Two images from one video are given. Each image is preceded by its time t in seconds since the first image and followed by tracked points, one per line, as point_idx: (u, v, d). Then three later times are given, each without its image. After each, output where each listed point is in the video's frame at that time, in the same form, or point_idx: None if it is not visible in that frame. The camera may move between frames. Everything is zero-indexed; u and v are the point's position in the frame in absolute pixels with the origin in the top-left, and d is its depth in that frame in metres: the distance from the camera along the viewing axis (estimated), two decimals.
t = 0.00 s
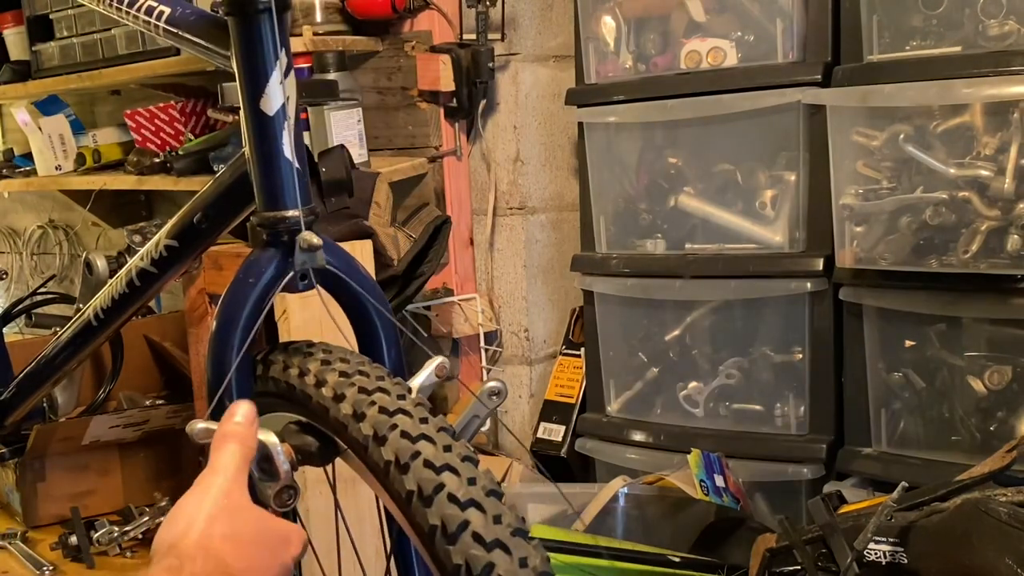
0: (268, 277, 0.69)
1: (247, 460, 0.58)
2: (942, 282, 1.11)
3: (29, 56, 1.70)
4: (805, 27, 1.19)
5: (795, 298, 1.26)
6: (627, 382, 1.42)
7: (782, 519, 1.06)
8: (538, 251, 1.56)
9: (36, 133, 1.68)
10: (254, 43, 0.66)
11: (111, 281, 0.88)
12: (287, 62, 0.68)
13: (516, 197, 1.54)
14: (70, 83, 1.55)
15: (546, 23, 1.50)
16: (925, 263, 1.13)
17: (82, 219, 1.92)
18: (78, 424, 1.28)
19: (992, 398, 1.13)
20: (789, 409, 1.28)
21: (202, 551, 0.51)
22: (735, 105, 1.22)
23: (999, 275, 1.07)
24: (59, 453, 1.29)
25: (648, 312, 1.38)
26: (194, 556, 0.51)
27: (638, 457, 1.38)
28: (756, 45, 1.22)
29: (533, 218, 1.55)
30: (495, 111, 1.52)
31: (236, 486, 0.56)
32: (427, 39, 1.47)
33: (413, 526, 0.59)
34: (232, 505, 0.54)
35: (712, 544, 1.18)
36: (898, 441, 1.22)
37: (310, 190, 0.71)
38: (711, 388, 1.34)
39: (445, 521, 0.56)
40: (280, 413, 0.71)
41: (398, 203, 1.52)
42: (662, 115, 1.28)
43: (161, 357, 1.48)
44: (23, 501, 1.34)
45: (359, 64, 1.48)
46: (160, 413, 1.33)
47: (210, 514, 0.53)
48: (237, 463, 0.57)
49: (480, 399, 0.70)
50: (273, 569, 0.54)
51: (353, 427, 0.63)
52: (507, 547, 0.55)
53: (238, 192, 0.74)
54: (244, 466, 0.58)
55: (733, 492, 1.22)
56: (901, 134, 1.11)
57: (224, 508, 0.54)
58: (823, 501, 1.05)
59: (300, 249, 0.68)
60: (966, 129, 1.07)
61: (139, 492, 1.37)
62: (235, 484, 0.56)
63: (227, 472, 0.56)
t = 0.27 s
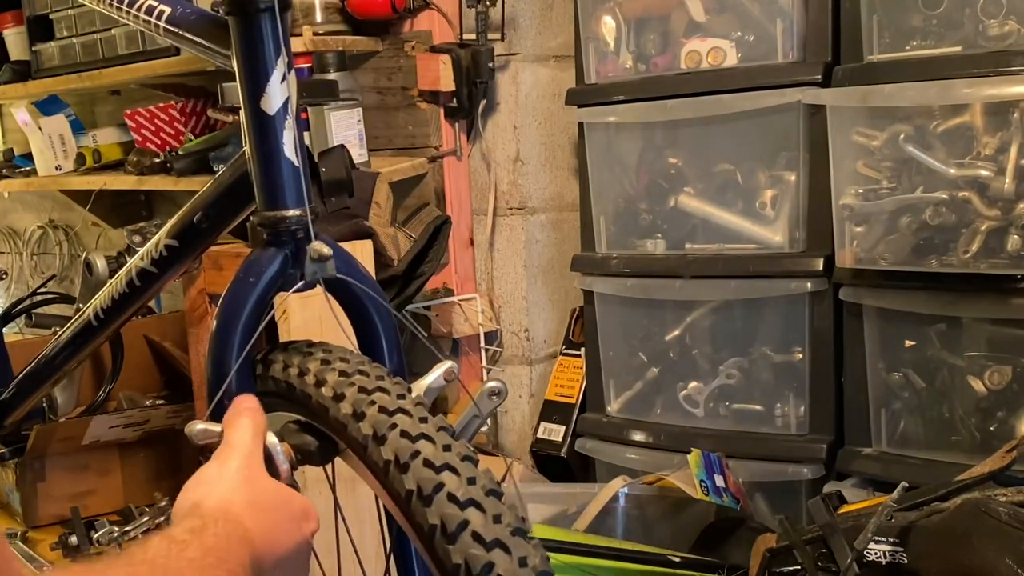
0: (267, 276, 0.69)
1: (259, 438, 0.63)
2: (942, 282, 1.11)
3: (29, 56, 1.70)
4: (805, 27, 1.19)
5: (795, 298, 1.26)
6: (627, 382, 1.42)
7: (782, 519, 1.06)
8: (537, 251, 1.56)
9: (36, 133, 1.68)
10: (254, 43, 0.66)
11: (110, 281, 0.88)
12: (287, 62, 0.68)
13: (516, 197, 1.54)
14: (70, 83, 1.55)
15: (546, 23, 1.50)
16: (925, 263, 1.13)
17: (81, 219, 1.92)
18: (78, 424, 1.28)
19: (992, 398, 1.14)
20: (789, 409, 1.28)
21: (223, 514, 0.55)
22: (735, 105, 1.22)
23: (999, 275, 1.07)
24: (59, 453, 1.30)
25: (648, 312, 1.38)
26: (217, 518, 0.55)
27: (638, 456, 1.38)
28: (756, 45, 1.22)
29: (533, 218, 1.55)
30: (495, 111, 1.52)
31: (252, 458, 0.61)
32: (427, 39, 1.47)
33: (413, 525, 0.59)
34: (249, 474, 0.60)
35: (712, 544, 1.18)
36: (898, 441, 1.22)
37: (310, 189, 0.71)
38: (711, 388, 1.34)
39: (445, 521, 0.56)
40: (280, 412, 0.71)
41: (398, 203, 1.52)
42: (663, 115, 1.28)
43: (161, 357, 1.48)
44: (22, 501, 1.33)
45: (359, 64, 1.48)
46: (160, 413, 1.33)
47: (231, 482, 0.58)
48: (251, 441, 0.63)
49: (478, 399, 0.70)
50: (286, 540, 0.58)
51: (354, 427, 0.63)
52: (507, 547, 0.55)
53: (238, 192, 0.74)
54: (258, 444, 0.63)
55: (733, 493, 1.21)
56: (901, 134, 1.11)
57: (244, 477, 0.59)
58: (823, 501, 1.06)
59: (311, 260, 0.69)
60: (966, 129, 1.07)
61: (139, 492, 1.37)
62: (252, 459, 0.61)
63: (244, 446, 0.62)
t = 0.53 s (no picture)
0: (269, 276, 0.69)
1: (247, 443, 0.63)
2: (942, 282, 1.11)
3: (29, 56, 1.70)
4: (804, 27, 1.19)
5: (795, 298, 1.26)
6: (627, 382, 1.42)
7: (782, 519, 1.06)
8: (538, 251, 1.56)
9: (36, 133, 1.68)
10: (255, 43, 0.66)
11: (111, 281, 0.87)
12: (288, 62, 0.68)
13: (516, 197, 1.54)
14: (70, 83, 1.55)
15: (546, 23, 1.50)
16: (925, 262, 1.13)
17: (81, 219, 1.92)
18: (78, 424, 1.28)
19: (992, 398, 1.13)
20: (789, 409, 1.28)
21: (209, 526, 0.55)
22: (735, 105, 1.22)
23: (999, 275, 1.07)
24: (59, 453, 1.30)
25: (648, 312, 1.38)
26: (201, 530, 0.54)
27: (638, 456, 1.38)
28: (756, 45, 1.22)
29: (533, 218, 1.55)
30: (495, 111, 1.52)
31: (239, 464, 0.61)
32: (427, 39, 1.47)
33: (416, 526, 0.59)
34: (236, 480, 0.59)
35: (712, 544, 1.18)
36: (898, 441, 1.22)
37: (311, 189, 0.71)
38: (711, 388, 1.33)
39: (450, 521, 0.56)
40: (281, 413, 0.71)
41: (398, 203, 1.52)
42: (663, 115, 1.28)
43: (161, 357, 1.48)
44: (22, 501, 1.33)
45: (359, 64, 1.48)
46: (160, 414, 1.33)
47: (218, 490, 0.58)
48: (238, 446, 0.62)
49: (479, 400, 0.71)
50: (278, 545, 0.58)
51: (357, 427, 0.63)
52: (512, 547, 0.55)
53: (239, 192, 0.74)
54: (246, 449, 0.62)
55: (733, 492, 1.21)
56: (901, 134, 1.11)
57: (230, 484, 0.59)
58: (823, 501, 1.05)
59: (290, 265, 0.68)
60: (966, 129, 1.07)
61: (139, 492, 1.37)
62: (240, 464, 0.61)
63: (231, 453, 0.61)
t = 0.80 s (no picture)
0: (267, 276, 0.69)
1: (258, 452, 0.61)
2: (942, 282, 1.11)
3: (29, 56, 1.70)
4: (805, 27, 1.19)
5: (795, 298, 1.26)
6: (627, 382, 1.42)
7: (782, 519, 1.06)
8: (537, 251, 1.56)
9: (36, 133, 1.68)
10: (253, 43, 0.66)
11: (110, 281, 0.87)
12: (286, 62, 0.68)
13: (516, 197, 1.54)
14: (70, 83, 1.54)
15: (546, 23, 1.50)
16: (925, 263, 1.13)
17: (81, 219, 1.92)
18: (78, 424, 1.28)
19: (992, 398, 1.14)
20: (789, 409, 1.28)
21: (214, 537, 0.54)
22: (735, 105, 1.22)
23: (999, 275, 1.07)
24: (59, 453, 1.30)
25: (648, 313, 1.38)
26: (206, 541, 0.53)
27: (638, 456, 1.38)
28: (756, 45, 1.22)
29: (533, 218, 1.55)
30: (495, 111, 1.52)
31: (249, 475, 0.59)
32: (427, 39, 1.47)
33: (415, 527, 0.58)
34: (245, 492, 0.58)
35: (712, 544, 1.18)
36: (898, 441, 1.22)
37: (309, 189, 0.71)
38: (711, 388, 1.33)
39: (449, 522, 0.56)
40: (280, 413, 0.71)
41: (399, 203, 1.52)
42: (663, 115, 1.28)
43: (161, 356, 1.48)
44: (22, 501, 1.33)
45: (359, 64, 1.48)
46: (160, 414, 1.33)
47: (225, 500, 0.57)
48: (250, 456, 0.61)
49: (478, 400, 0.71)
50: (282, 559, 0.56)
51: (356, 428, 0.63)
52: (511, 548, 0.55)
53: (238, 192, 0.74)
54: (257, 459, 0.61)
55: (733, 492, 1.21)
56: (901, 134, 1.11)
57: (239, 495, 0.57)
58: (823, 501, 1.05)
59: (312, 261, 0.69)
60: (966, 129, 1.07)
61: (139, 492, 1.37)
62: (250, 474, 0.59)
63: (241, 463, 0.60)
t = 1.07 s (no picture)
0: (269, 275, 0.68)
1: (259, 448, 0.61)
2: (942, 282, 1.11)
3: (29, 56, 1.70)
4: (804, 27, 1.19)
5: (795, 298, 1.26)
6: (627, 382, 1.42)
7: (782, 519, 1.06)
8: (537, 251, 1.56)
9: (36, 133, 1.68)
10: (254, 43, 0.66)
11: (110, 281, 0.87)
12: (287, 61, 0.68)
13: (516, 197, 1.54)
14: (70, 83, 1.54)
15: (546, 23, 1.50)
16: (925, 263, 1.13)
17: (81, 219, 1.92)
18: (78, 424, 1.28)
19: (992, 398, 1.14)
20: (789, 409, 1.28)
21: (216, 535, 0.54)
22: (735, 105, 1.22)
23: (999, 275, 1.07)
24: (59, 453, 1.30)
25: (648, 312, 1.38)
26: (208, 539, 0.54)
27: (638, 456, 1.38)
28: (756, 45, 1.22)
29: (533, 218, 1.55)
30: (495, 111, 1.51)
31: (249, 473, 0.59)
32: (427, 39, 1.47)
33: (418, 526, 0.58)
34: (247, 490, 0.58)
35: (712, 544, 1.18)
36: (898, 441, 1.22)
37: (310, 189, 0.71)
38: (711, 388, 1.33)
39: (453, 521, 0.56)
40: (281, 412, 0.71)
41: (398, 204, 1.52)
42: (663, 115, 1.28)
43: (161, 356, 1.48)
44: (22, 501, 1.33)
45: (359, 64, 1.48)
46: (160, 414, 1.34)
47: (227, 498, 0.57)
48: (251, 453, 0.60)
49: (480, 399, 0.70)
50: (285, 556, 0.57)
51: (358, 427, 0.62)
52: (515, 547, 0.55)
53: (239, 192, 0.74)
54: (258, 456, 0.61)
55: (733, 492, 1.20)
56: (901, 134, 1.11)
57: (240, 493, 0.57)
58: (823, 501, 1.05)
59: (314, 259, 0.69)
60: (966, 129, 1.07)
61: (139, 492, 1.37)
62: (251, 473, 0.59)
63: (242, 461, 0.59)
